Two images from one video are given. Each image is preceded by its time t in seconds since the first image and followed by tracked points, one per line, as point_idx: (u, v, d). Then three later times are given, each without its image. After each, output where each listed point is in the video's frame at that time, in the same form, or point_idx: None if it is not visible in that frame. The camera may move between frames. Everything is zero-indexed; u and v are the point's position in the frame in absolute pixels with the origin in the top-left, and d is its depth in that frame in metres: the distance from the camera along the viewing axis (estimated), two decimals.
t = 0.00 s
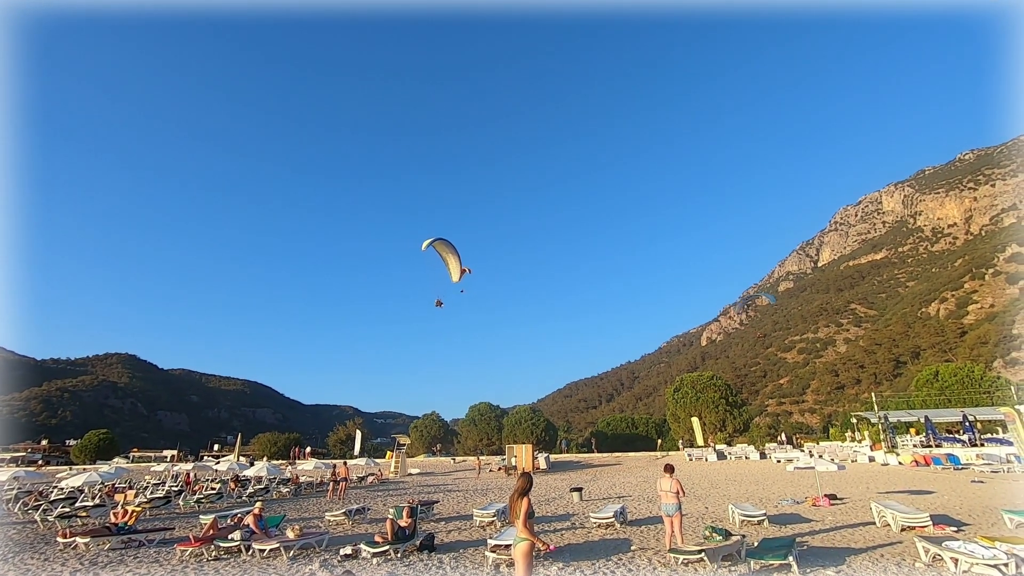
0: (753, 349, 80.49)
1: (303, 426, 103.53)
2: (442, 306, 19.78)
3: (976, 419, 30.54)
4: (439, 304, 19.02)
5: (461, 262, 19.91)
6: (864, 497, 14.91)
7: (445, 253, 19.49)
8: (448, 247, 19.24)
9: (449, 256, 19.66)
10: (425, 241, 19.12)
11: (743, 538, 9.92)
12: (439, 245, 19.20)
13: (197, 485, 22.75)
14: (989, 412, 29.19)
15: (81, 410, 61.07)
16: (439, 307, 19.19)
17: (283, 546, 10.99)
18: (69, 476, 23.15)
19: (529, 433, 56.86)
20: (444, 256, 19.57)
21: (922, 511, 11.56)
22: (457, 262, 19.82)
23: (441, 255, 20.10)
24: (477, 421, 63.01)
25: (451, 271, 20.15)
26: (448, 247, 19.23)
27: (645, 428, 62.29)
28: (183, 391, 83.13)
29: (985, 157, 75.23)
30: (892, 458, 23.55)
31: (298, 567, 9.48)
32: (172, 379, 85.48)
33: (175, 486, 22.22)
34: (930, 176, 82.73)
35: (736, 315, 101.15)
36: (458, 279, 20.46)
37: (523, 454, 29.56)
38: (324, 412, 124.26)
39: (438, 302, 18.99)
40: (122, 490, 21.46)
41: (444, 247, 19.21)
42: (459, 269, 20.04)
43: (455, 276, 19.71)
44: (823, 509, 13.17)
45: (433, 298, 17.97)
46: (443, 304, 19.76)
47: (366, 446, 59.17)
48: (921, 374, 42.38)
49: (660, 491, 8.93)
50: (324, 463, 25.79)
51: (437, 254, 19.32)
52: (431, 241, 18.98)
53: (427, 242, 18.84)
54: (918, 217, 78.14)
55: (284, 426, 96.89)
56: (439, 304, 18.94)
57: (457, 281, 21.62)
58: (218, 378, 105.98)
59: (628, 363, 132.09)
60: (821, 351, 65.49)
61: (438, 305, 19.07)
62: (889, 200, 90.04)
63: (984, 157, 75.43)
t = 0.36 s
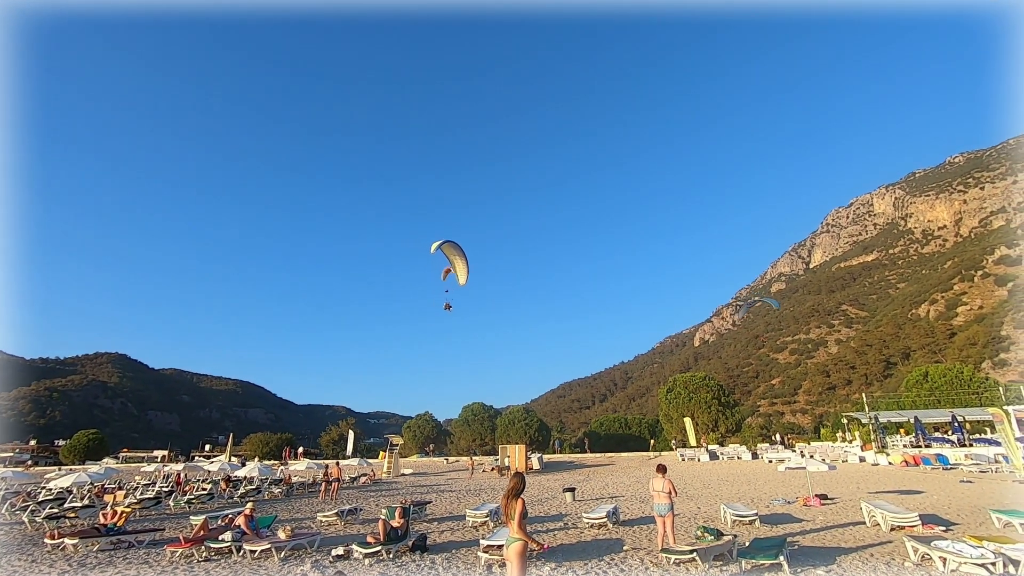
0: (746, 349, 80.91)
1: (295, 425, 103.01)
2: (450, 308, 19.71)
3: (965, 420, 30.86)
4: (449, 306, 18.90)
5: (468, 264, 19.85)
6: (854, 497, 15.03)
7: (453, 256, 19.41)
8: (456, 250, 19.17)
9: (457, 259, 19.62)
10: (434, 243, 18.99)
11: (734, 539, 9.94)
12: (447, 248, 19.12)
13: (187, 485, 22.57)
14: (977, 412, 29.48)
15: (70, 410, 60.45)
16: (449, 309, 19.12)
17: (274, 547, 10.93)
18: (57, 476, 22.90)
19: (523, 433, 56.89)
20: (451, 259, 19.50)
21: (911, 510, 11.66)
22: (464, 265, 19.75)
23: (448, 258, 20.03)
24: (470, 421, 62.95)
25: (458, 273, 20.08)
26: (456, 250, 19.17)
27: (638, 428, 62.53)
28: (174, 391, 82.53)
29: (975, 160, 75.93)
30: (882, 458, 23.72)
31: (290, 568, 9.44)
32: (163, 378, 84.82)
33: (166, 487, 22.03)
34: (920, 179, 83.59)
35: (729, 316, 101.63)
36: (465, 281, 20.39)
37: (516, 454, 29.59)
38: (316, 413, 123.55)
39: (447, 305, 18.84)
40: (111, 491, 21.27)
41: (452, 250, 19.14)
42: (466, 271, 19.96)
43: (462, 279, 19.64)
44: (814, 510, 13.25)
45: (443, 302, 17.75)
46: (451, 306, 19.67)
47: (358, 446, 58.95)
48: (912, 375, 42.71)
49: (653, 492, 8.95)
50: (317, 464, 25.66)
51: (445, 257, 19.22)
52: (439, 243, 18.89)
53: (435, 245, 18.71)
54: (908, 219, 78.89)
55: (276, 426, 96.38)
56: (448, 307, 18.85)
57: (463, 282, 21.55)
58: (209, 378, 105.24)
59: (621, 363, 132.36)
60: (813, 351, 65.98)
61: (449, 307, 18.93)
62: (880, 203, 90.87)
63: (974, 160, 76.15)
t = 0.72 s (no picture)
0: (738, 350, 81.32)
1: (288, 425, 102.49)
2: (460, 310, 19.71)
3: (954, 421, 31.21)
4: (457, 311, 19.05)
5: (476, 267, 19.86)
6: (845, 496, 15.14)
7: (461, 258, 19.44)
8: (465, 252, 19.18)
9: (465, 261, 19.65)
10: (443, 246, 18.98)
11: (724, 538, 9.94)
12: (455, 250, 19.11)
13: (178, 485, 22.41)
14: (966, 412, 29.75)
15: (59, 409, 59.88)
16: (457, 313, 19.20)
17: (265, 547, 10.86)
18: (47, 476, 22.70)
19: (516, 433, 56.91)
20: (460, 261, 19.52)
21: (901, 510, 11.75)
22: (473, 267, 19.78)
23: (457, 260, 20.02)
24: (463, 421, 62.89)
25: (466, 276, 20.08)
26: (465, 252, 19.18)
27: (631, 428, 62.79)
28: (165, 390, 81.88)
29: (965, 163, 76.68)
30: (873, 458, 23.90)
31: (282, 568, 9.39)
32: (154, 378, 84.15)
33: (156, 487, 21.86)
34: (911, 181, 84.33)
35: (721, 317, 102.15)
36: (473, 284, 20.37)
37: (509, 454, 29.58)
38: (309, 412, 123.01)
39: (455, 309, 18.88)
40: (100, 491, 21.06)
41: (461, 252, 19.13)
42: (474, 274, 19.96)
43: (470, 282, 19.65)
44: (805, 509, 13.33)
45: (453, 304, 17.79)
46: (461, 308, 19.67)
47: (351, 446, 58.74)
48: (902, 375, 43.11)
49: (646, 492, 8.98)
50: (308, 464, 25.51)
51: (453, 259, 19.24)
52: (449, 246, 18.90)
53: (445, 247, 18.69)
54: (900, 221, 79.56)
55: (269, 426, 95.85)
56: (457, 310, 18.88)
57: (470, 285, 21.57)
58: (201, 378, 104.55)
59: (614, 364, 132.60)
60: (804, 352, 66.46)
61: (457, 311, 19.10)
62: (871, 205, 91.59)
63: (964, 163, 76.91)
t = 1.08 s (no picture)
0: (729, 350, 81.80)
1: (278, 423, 101.88)
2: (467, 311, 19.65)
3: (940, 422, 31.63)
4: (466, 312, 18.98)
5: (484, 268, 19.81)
6: (833, 496, 15.29)
7: (470, 259, 19.42)
8: (474, 253, 19.12)
9: (473, 262, 19.59)
10: (452, 247, 18.91)
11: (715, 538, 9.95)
12: (465, 251, 19.03)
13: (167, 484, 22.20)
14: (952, 413, 30.06)
15: (46, 406, 59.15)
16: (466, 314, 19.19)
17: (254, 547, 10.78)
18: (32, 475, 22.42)
19: (508, 432, 56.94)
20: (468, 262, 19.48)
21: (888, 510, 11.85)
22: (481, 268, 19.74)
23: (464, 261, 19.97)
24: (455, 420, 62.79)
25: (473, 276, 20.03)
26: (473, 253, 19.13)
27: (623, 428, 62.96)
28: (153, 388, 81.08)
29: (954, 166, 77.51)
30: (860, 458, 24.15)
31: (271, 568, 9.33)
32: (143, 375, 83.36)
33: (144, 485, 21.62)
34: (900, 184, 85.11)
35: (713, 317, 102.73)
36: (480, 285, 20.34)
37: (501, 454, 29.56)
38: (300, 411, 122.34)
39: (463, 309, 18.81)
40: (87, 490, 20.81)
41: (470, 252, 19.07)
42: (481, 275, 19.91)
43: (478, 282, 19.60)
44: (794, 508, 13.41)
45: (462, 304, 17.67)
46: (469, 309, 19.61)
47: (342, 445, 58.52)
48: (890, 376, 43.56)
49: (636, 491, 9.01)
50: (299, 463, 25.37)
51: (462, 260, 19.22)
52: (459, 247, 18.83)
53: (455, 247, 18.61)
54: (889, 224, 80.35)
55: (259, 425, 95.23)
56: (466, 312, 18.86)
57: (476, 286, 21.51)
58: (190, 375, 103.69)
59: (606, 364, 132.91)
60: (795, 352, 66.95)
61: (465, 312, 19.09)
62: (861, 207, 92.36)
63: (952, 167, 77.75)
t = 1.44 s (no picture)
0: (719, 350, 82.31)
1: (268, 421, 101.21)
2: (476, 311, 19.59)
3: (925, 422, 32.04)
4: (476, 313, 18.88)
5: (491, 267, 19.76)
6: (820, 496, 15.43)
7: (477, 258, 19.29)
8: (481, 254, 19.06)
9: (480, 261, 19.49)
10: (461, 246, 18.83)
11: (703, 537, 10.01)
12: (472, 250, 18.89)
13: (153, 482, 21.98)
14: (937, 414, 30.42)
15: (30, 403, 58.36)
16: (476, 315, 19.10)
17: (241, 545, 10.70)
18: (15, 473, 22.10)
19: (498, 431, 56.96)
20: (475, 262, 19.35)
21: (874, 509, 11.98)
22: (488, 267, 19.65)
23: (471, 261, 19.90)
24: (446, 419, 62.71)
25: (479, 276, 19.97)
26: (481, 253, 19.06)
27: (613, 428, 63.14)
28: (141, 386, 80.22)
29: (941, 170, 78.46)
30: (847, 458, 24.42)
31: (258, 566, 9.28)
32: (130, 372, 82.49)
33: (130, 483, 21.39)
34: (889, 188, 86.02)
35: (703, 318, 103.36)
36: (487, 285, 20.29)
37: (491, 452, 29.55)
38: (289, 409, 121.61)
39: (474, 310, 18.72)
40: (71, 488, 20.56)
41: (477, 252, 18.95)
42: (489, 275, 19.87)
43: (486, 282, 19.51)
44: (781, 507, 13.51)
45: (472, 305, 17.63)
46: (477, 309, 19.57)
47: (332, 444, 58.20)
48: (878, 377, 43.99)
49: (625, 490, 9.05)
50: (288, 461, 25.23)
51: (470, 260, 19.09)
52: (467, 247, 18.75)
53: (463, 247, 18.46)
54: (878, 226, 81.26)
55: (248, 422, 94.54)
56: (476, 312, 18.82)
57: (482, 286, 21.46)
58: (178, 372, 102.76)
59: (597, 363, 133.29)
60: (783, 353, 67.50)
61: (475, 313, 19.01)
62: (850, 210, 93.23)
63: (940, 171, 78.69)
